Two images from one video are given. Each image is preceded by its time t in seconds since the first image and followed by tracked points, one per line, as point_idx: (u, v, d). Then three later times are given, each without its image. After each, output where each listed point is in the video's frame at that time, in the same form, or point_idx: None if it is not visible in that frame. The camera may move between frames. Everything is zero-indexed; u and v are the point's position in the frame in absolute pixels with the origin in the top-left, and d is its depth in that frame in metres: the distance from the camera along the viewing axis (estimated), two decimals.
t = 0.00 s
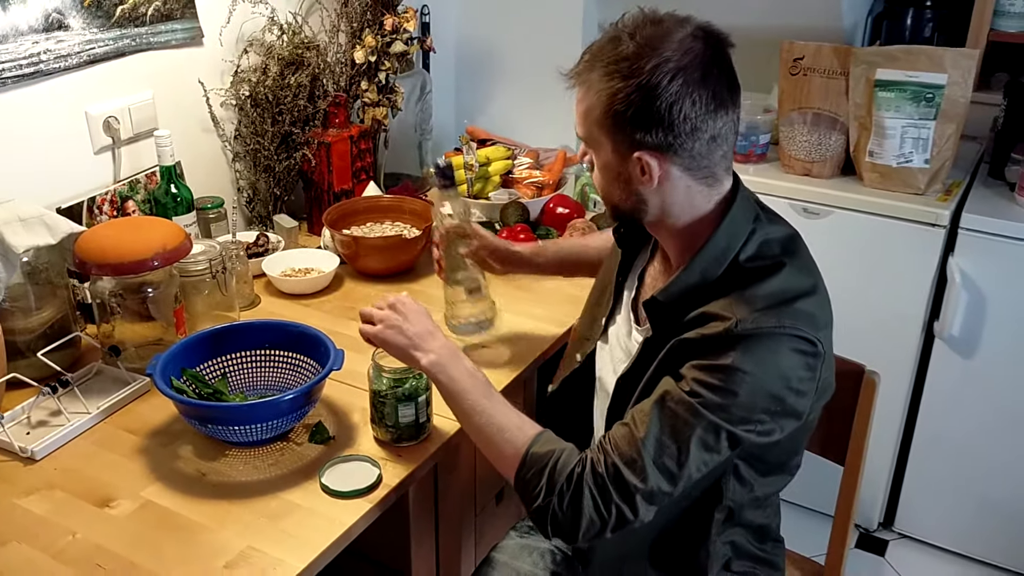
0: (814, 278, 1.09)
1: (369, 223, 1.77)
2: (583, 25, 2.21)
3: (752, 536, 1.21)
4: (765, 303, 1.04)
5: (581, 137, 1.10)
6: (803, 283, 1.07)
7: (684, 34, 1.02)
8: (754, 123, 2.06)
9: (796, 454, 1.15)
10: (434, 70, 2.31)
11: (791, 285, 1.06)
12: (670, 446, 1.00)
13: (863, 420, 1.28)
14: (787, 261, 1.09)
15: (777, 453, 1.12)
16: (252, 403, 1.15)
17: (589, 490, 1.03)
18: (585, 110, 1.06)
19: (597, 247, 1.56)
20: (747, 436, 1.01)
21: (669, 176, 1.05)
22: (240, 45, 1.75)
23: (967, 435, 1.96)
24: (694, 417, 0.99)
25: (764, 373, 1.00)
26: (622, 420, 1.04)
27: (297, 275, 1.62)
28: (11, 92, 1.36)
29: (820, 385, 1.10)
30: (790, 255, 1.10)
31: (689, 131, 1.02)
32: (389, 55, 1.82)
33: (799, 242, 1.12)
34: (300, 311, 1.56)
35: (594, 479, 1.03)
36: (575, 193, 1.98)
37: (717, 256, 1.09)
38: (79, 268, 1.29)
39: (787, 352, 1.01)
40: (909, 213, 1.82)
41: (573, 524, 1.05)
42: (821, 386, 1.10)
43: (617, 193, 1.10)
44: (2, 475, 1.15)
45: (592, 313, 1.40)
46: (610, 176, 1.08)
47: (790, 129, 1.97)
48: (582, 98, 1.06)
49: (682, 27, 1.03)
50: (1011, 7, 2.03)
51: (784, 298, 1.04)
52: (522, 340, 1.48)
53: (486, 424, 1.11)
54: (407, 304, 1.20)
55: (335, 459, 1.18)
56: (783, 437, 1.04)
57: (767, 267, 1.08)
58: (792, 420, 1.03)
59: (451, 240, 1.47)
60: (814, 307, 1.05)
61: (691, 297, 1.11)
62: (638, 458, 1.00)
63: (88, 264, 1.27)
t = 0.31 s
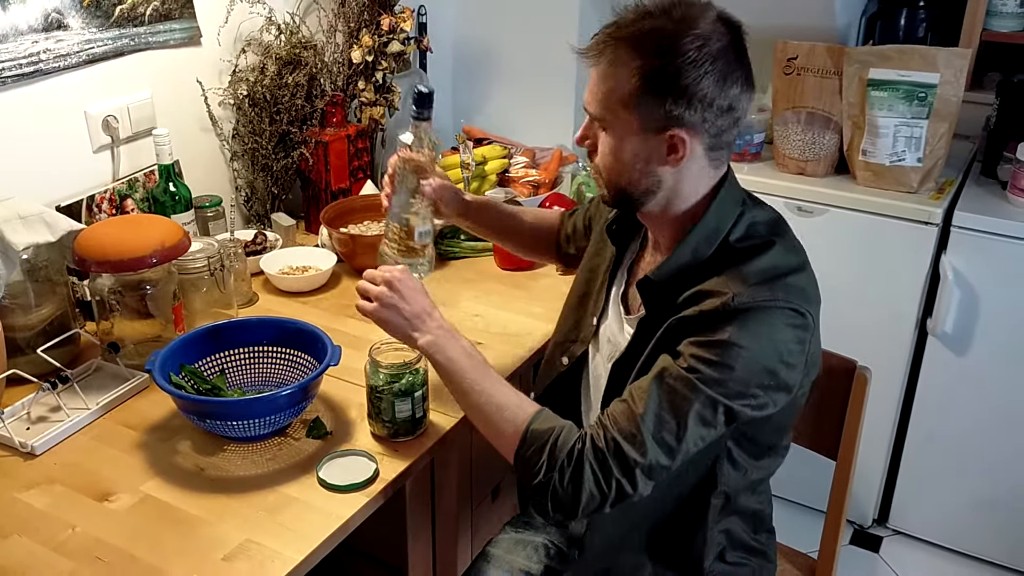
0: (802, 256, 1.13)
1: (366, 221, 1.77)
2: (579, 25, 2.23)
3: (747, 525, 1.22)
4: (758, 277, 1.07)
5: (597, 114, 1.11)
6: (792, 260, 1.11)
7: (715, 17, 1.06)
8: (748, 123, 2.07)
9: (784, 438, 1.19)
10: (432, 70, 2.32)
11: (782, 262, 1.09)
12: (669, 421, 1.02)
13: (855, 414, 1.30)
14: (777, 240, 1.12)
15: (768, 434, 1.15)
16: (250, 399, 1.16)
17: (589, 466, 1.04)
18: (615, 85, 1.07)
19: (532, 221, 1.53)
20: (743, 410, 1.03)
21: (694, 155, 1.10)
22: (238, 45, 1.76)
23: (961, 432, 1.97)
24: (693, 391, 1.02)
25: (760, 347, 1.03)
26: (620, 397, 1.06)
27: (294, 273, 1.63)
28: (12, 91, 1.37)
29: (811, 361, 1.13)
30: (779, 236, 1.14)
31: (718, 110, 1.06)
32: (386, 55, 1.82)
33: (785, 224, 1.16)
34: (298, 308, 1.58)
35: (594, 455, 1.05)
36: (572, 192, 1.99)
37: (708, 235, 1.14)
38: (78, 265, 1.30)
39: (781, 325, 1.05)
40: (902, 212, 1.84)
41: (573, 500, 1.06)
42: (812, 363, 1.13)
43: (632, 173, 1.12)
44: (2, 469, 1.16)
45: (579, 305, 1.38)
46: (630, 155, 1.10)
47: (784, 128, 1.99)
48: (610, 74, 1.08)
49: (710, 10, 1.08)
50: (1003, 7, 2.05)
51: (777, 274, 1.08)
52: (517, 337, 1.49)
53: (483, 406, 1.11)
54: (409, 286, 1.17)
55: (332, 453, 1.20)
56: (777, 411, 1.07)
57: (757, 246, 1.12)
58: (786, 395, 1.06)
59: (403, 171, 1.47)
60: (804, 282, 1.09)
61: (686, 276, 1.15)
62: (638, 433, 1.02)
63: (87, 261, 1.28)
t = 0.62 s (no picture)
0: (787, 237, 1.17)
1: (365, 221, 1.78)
2: (577, 26, 2.24)
3: (749, 514, 1.25)
4: (753, 263, 1.11)
5: (664, 93, 1.11)
6: (779, 242, 1.15)
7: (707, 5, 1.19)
8: (746, 123, 2.08)
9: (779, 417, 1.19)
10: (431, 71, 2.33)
11: (772, 245, 1.13)
12: (686, 422, 1.04)
13: (852, 412, 1.30)
14: (763, 225, 1.16)
15: (764, 414, 1.15)
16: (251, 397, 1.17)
17: (615, 475, 1.06)
18: (692, 60, 1.10)
19: (491, 225, 1.59)
20: (754, 399, 1.06)
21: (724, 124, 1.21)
22: (239, 46, 1.77)
23: (958, 430, 1.98)
24: (705, 388, 1.04)
25: (764, 336, 1.05)
26: (631, 403, 1.08)
27: (295, 272, 1.64)
28: (14, 91, 1.37)
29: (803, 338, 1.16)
30: (763, 219, 1.18)
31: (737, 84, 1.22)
32: (385, 55, 1.83)
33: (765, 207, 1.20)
34: (298, 307, 1.58)
35: (616, 463, 1.06)
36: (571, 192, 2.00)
37: (698, 220, 1.18)
38: (80, 264, 1.30)
39: (782, 308, 1.07)
40: (898, 211, 1.85)
41: (601, 507, 1.08)
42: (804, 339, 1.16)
43: (698, 149, 1.15)
44: (5, 467, 1.17)
45: (563, 313, 1.36)
46: (700, 131, 1.14)
47: (782, 129, 2.00)
48: (684, 49, 1.10)
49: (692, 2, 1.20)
50: (1000, 8, 2.06)
51: (770, 257, 1.11)
52: (516, 335, 1.50)
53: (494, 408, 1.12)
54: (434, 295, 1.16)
55: (333, 451, 1.20)
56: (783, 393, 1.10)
57: (744, 233, 1.16)
58: (789, 375, 1.10)
59: (389, 152, 1.41)
60: (796, 262, 1.13)
61: (683, 265, 1.17)
62: (657, 437, 1.04)
63: (88, 260, 1.29)
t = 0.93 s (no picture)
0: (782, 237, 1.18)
1: (366, 225, 1.79)
2: (577, 30, 2.25)
3: (749, 518, 1.24)
4: (747, 258, 1.12)
5: (664, 103, 1.12)
6: (774, 241, 1.17)
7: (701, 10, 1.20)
8: (745, 126, 2.09)
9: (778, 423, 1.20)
10: (432, 74, 2.34)
11: (767, 242, 1.15)
12: (674, 403, 1.03)
13: (851, 415, 1.31)
14: (758, 224, 1.19)
15: (762, 422, 1.17)
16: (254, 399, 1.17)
17: (595, 447, 1.03)
18: (693, 70, 1.11)
19: (509, 244, 1.57)
20: (742, 388, 1.05)
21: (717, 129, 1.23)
22: (241, 49, 1.78)
23: (956, 432, 1.99)
24: (696, 370, 1.03)
25: (757, 326, 1.06)
26: (621, 381, 1.06)
27: (296, 275, 1.65)
28: (18, 95, 1.38)
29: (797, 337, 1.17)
30: (757, 219, 1.20)
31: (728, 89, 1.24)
32: (387, 59, 1.85)
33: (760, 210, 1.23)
34: (300, 309, 1.59)
35: (599, 438, 1.03)
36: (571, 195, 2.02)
37: (695, 219, 1.19)
38: (83, 267, 1.31)
39: (776, 300, 1.08)
40: (895, 214, 1.86)
41: (577, 484, 1.04)
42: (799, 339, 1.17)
43: (696, 157, 1.17)
44: (10, 468, 1.18)
45: (566, 321, 1.39)
46: (698, 138, 1.15)
47: (781, 132, 2.01)
48: (685, 60, 1.10)
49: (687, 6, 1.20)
50: (998, 12, 2.07)
51: (764, 253, 1.13)
52: (517, 338, 1.51)
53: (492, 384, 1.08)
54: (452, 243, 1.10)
55: (335, 453, 1.21)
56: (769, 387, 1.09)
57: (740, 231, 1.17)
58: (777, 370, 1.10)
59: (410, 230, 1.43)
60: (790, 260, 1.15)
61: (679, 262, 1.19)
62: (643, 414, 1.02)
63: (92, 263, 1.30)
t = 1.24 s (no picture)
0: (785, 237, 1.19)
1: (366, 227, 1.80)
2: (577, 33, 2.26)
3: (748, 520, 1.26)
4: (747, 254, 1.13)
5: (634, 107, 1.12)
6: (777, 240, 1.17)
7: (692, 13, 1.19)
8: (745, 129, 2.09)
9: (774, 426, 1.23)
10: (432, 77, 2.35)
11: (769, 240, 1.15)
12: (670, 384, 1.03)
13: (851, 416, 1.31)
14: (761, 223, 1.19)
15: (757, 420, 1.20)
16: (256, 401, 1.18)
17: (587, 422, 1.04)
18: (663, 74, 1.11)
19: (527, 250, 1.56)
20: (739, 377, 1.05)
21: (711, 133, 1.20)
22: (242, 53, 1.79)
23: (956, 434, 1.99)
24: (694, 354, 1.04)
25: (756, 317, 1.07)
26: (619, 364, 1.07)
27: (297, 277, 1.65)
28: (20, 98, 1.39)
29: (795, 337, 1.17)
30: (760, 219, 1.21)
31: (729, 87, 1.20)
32: (387, 62, 1.86)
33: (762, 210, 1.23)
34: (301, 312, 1.60)
35: (593, 413, 1.05)
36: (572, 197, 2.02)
37: (697, 219, 1.19)
38: (86, 269, 1.32)
39: (776, 294, 1.09)
40: (895, 216, 1.87)
41: (567, 459, 1.05)
42: (796, 338, 1.17)
43: (674, 160, 1.16)
44: (12, 470, 1.18)
45: (571, 324, 1.40)
46: (675, 142, 1.14)
47: (781, 136, 2.02)
48: (654, 64, 1.10)
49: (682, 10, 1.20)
50: (997, 15, 2.07)
51: (764, 250, 1.13)
52: (518, 340, 1.51)
53: (485, 356, 1.13)
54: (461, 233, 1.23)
55: (336, 455, 1.22)
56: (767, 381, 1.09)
57: (742, 229, 1.18)
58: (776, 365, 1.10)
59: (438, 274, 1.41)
60: (792, 258, 1.15)
61: (679, 260, 1.19)
62: (638, 393, 1.02)
63: (94, 265, 1.31)
